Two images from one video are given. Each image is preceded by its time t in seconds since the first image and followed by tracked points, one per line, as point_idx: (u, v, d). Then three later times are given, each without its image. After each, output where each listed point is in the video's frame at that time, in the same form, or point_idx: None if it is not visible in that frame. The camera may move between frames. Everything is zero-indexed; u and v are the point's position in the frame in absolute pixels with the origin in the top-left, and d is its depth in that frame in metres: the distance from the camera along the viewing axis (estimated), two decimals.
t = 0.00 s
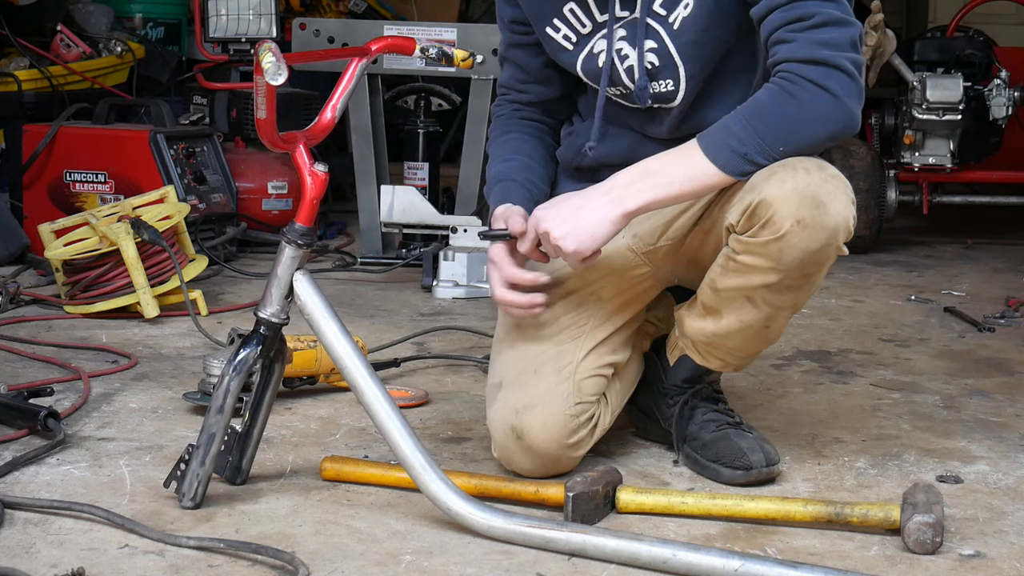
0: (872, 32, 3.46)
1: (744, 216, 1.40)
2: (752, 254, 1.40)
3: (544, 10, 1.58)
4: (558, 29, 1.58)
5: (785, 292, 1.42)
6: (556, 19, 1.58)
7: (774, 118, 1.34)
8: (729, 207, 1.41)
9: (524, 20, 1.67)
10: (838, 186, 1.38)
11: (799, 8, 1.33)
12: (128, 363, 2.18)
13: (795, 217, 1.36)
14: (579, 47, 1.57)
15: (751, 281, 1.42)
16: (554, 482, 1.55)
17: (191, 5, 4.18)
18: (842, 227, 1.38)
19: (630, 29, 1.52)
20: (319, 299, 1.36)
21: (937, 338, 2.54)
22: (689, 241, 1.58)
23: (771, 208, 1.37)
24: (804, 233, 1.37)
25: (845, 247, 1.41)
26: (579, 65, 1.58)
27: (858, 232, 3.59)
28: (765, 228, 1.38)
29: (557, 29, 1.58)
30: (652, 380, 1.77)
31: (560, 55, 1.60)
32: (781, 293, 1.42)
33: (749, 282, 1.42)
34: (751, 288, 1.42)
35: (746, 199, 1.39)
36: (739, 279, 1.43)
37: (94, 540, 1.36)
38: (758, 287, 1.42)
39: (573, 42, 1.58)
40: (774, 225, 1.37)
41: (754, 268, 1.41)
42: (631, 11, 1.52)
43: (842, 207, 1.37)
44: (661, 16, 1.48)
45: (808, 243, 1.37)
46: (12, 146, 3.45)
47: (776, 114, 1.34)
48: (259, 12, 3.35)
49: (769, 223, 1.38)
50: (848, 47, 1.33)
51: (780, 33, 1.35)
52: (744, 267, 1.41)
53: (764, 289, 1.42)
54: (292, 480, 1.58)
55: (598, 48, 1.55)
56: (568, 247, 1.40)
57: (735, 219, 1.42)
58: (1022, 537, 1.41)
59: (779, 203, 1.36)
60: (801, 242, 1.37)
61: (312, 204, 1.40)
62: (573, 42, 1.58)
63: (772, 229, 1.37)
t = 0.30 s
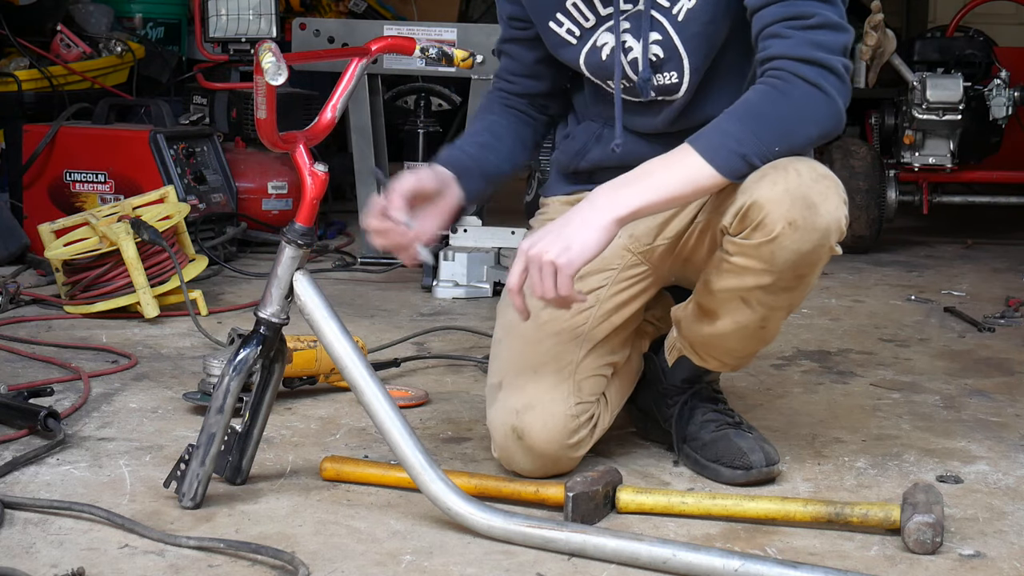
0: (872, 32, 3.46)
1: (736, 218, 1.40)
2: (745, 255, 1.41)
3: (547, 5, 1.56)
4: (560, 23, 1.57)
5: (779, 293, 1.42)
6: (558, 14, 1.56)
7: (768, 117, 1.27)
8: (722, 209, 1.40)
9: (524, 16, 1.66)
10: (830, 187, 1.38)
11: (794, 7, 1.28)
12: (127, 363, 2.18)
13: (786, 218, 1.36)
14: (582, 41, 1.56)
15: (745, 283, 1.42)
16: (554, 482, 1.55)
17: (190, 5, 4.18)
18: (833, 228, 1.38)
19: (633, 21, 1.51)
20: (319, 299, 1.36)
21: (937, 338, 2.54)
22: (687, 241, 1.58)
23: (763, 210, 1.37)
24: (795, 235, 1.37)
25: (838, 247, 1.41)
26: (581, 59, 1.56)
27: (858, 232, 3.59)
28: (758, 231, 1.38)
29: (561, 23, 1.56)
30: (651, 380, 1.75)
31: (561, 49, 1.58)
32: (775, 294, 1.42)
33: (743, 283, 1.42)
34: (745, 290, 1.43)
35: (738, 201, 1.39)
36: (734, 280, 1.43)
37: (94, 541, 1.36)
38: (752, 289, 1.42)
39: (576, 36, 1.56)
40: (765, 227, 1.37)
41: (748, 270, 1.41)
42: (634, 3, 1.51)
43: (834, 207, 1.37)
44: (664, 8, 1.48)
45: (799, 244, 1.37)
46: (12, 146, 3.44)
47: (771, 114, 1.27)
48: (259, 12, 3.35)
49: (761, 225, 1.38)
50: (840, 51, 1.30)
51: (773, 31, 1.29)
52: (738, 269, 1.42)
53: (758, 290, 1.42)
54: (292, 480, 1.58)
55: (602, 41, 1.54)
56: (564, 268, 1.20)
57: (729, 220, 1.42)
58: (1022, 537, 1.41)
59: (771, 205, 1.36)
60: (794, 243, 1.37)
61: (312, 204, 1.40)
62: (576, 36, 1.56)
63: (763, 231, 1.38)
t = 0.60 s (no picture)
0: (872, 32, 3.46)
1: (700, 213, 1.42)
2: (711, 252, 1.43)
3: None
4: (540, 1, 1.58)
5: (750, 289, 1.44)
6: None
7: (647, 156, 1.19)
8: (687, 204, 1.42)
9: None
10: (790, 181, 1.41)
11: (711, 44, 1.26)
12: (128, 363, 2.18)
13: (747, 213, 1.39)
14: (554, 24, 1.57)
15: (716, 279, 1.44)
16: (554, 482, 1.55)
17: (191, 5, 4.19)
18: (794, 221, 1.40)
19: (611, 23, 1.52)
20: (319, 299, 1.36)
21: (937, 338, 2.54)
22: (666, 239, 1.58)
23: (725, 205, 1.39)
24: (756, 229, 1.39)
25: (804, 240, 1.43)
26: (551, 44, 1.58)
27: (858, 233, 3.59)
28: (720, 225, 1.40)
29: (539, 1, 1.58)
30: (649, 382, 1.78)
31: (535, 27, 1.60)
32: (746, 290, 1.44)
33: (714, 281, 1.44)
34: (717, 287, 1.45)
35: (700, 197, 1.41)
36: (706, 278, 1.45)
37: (95, 541, 1.36)
38: (723, 285, 1.44)
39: (550, 17, 1.57)
40: (727, 221, 1.40)
41: (716, 266, 1.43)
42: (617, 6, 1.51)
43: (795, 201, 1.40)
44: (642, 21, 1.48)
45: (761, 239, 1.39)
46: (12, 146, 3.44)
47: (651, 153, 1.19)
48: (259, 12, 3.35)
49: (724, 220, 1.40)
50: (735, 108, 1.27)
51: (684, 61, 1.27)
52: (707, 266, 1.44)
53: (729, 286, 1.44)
54: (292, 480, 1.58)
55: (576, 34, 1.55)
56: (453, 322, 1.04)
57: (695, 218, 1.44)
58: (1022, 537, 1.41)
59: (732, 200, 1.39)
60: (755, 238, 1.39)
61: (312, 204, 1.40)
62: (549, 18, 1.57)
63: (725, 226, 1.40)
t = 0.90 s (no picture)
0: (872, 32, 3.46)
1: (664, 219, 1.45)
2: (678, 255, 1.46)
3: None
4: None
5: (721, 287, 1.47)
6: None
7: (604, 194, 1.31)
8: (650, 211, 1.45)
9: None
10: (747, 177, 1.42)
11: (683, 86, 1.37)
12: (128, 363, 2.18)
13: (706, 214, 1.41)
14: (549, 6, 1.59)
15: (687, 282, 1.47)
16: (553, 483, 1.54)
17: (190, 5, 4.19)
18: (753, 217, 1.42)
19: (612, 28, 1.56)
20: (318, 300, 1.35)
21: (937, 338, 2.53)
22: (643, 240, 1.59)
23: (683, 208, 1.41)
24: (715, 230, 1.41)
25: (766, 234, 1.45)
26: (541, 26, 1.60)
27: (857, 232, 3.59)
28: (682, 228, 1.43)
29: None
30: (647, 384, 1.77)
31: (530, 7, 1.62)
32: (718, 289, 1.47)
33: (686, 283, 1.47)
34: (690, 288, 1.47)
35: (661, 201, 1.43)
36: (678, 280, 1.48)
37: (94, 541, 1.36)
38: (695, 287, 1.47)
39: None
40: (687, 224, 1.42)
41: (685, 269, 1.46)
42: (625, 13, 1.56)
43: (752, 198, 1.42)
44: (646, 45, 1.55)
45: (722, 238, 1.42)
46: (12, 146, 3.43)
47: (607, 189, 1.32)
48: (259, 12, 3.32)
49: (684, 223, 1.42)
50: (694, 147, 1.41)
51: (654, 96, 1.38)
52: (677, 268, 1.47)
53: (701, 288, 1.47)
54: (292, 480, 1.58)
55: (569, 23, 1.58)
56: (405, 340, 1.20)
57: (660, 222, 1.47)
58: (1023, 537, 1.41)
59: (690, 203, 1.41)
60: (715, 238, 1.42)
61: (311, 205, 1.40)
62: None
63: (686, 228, 1.43)
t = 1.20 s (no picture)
0: (872, 32, 3.46)
1: (663, 220, 1.45)
2: (678, 256, 1.46)
3: None
4: None
5: (721, 288, 1.47)
6: None
7: (606, 194, 1.31)
8: (651, 211, 1.45)
9: None
10: (747, 179, 1.42)
11: (687, 87, 1.37)
12: (128, 363, 2.18)
13: (705, 215, 1.41)
14: (558, 9, 1.59)
15: (686, 283, 1.47)
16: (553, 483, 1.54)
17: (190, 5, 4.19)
18: (753, 219, 1.42)
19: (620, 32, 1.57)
20: (320, 299, 1.35)
21: (937, 338, 2.53)
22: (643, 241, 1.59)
23: (683, 208, 1.42)
24: (715, 231, 1.41)
25: (765, 236, 1.45)
26: (551, 32, 1.60)
27: (858, 233, 3.59)
28: (682, 229, 1.43)
29: None
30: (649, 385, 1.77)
31: (538, 13, 1.62)
32: (718, 290, 1.47)
33: (686, 283, 1.47)
34: (690, 289, 1.47)
35: (661, 202, 1.43)
36: (678, 280, 1.48)
37: (95, 540, 1.36)
38: (695, 288, 1.47)
39: (554, 3, 1.60)
40: (687, 225, 1.42)
41: (685, 270, 1.46)
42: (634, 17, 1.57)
43: (752, 199, 1.42)
44: (655, 48, 1.56)
45: (721, 239, 1.42)
46: (12, 146, 3.43)
47: (609, 190, 1.32)
48: (259, 12, 3.34)
49: (684, 223, 1.43)
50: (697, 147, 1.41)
51: (659, 96, 1.38)
52: (677, 269, 1.47)
53: (701, 288, 1.47)
54: (292, 480, 1.58)
55: (578, 27, 1.58)
56: (406, 340, 1.20)
57: (661, 223, 1.47)
58: (1022, 537, 1.41)
59: (690, 204, 1.41)
60: (715, 239, 1.42)
61: (312, 205, 1.40)
62: (553, 3, 1.60)
63: (686, 229, 1.43)
